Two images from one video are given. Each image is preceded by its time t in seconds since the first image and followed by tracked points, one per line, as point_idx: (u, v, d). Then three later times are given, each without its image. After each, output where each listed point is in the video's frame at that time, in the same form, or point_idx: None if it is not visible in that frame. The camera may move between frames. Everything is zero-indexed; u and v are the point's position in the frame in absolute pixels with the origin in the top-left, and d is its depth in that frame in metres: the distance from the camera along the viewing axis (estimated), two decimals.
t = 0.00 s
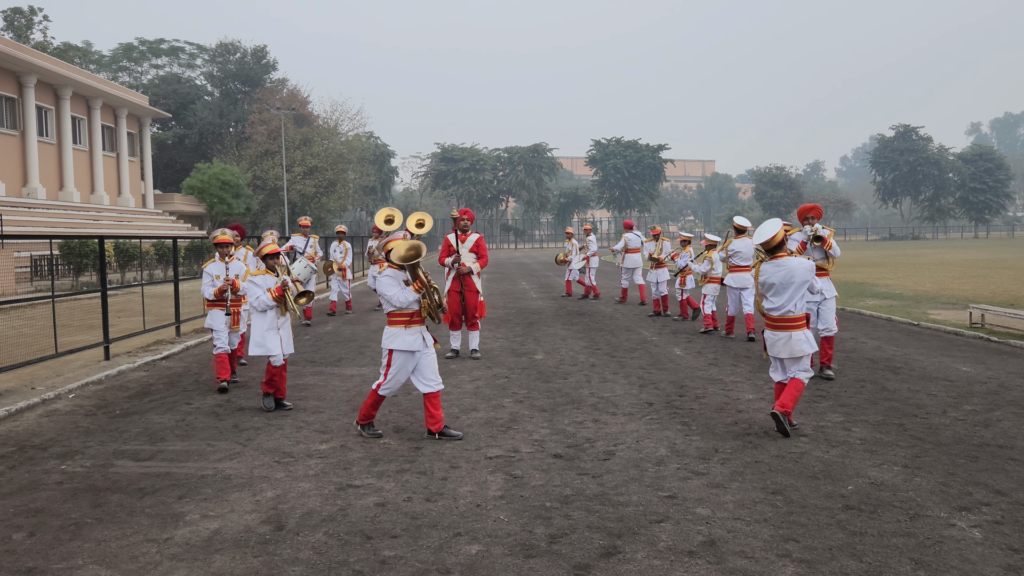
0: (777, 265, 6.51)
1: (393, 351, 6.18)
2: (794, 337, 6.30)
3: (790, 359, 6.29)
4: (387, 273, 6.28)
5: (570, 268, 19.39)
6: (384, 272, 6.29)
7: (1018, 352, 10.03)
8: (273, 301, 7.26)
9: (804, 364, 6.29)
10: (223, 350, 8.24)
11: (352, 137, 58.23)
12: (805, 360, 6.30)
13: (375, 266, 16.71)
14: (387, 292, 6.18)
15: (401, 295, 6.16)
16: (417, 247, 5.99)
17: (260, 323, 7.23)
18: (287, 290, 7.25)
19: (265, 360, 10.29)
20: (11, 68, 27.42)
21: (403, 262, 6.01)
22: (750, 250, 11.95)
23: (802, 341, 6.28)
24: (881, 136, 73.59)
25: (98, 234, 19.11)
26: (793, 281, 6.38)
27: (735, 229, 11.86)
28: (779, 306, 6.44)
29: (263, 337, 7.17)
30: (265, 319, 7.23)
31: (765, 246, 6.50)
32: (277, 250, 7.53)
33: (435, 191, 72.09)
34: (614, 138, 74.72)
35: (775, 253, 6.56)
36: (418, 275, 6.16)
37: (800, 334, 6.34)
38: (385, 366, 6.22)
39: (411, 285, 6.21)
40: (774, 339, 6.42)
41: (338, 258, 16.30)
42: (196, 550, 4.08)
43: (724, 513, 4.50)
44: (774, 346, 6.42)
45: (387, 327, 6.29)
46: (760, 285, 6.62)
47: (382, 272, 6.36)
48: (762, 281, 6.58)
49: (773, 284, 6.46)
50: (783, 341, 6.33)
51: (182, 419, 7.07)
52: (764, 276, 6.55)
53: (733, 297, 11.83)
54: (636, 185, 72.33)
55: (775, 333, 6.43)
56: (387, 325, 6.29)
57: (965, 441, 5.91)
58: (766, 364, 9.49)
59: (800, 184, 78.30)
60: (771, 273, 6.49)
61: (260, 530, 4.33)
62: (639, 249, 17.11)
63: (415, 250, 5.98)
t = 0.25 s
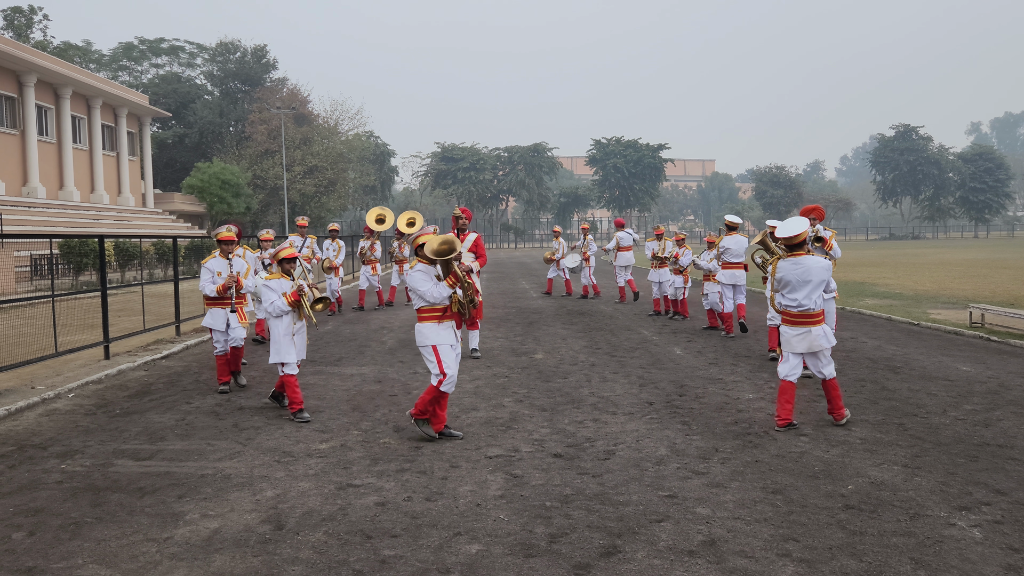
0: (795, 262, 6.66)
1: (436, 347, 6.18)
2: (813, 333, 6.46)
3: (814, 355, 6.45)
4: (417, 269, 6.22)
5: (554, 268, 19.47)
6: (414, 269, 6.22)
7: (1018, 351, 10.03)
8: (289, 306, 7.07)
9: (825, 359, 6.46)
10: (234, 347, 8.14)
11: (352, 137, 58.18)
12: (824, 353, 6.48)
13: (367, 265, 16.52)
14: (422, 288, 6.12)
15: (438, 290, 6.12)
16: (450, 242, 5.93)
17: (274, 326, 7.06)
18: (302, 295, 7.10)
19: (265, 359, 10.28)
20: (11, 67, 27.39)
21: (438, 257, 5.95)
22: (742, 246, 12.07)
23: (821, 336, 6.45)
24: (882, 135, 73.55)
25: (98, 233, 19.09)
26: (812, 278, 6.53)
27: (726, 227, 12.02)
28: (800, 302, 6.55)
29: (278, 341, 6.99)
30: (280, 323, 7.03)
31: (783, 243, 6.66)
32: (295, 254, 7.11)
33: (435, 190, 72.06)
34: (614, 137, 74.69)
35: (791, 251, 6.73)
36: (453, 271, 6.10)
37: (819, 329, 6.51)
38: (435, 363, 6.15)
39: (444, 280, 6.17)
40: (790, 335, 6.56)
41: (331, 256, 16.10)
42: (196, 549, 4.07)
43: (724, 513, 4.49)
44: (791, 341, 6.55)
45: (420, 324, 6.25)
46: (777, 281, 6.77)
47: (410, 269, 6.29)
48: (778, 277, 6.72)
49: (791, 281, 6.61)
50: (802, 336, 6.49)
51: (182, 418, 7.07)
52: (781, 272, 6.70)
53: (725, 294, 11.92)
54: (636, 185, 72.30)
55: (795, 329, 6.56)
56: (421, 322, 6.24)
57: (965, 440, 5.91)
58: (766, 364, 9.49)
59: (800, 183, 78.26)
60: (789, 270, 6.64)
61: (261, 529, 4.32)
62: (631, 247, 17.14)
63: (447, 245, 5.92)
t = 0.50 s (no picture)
0: (822, 262, 6.81)
1: (468, 351, 5.97)
2: (841, 331, 6.61)
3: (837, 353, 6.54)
4: (447, 271, 5.99)
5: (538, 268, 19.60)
6: (444, 271, 6.00)
7: (1018, 351, 10.04)
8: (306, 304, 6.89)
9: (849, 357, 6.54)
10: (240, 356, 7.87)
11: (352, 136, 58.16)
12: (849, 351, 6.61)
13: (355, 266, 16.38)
14: (454, 292, 5.91)
15: (471, 294, 5.91)
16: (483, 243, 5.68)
17: (290, 325, 6.85)
18: (322, 294, 6.94)
19: (266, 358, 10.30)
20: (11, 67, 27.39)
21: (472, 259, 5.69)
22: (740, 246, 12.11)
23: (848, 334, 6.60)
24: (882, 135, 73.57)
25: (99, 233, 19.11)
26: (839, 277, 6.71)
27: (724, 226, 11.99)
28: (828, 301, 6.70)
29: (293, 341, 6.79)
30: (297, 321, 6.84)
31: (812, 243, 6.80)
32: (314, 250, 7.04)
33: (435, 189, 72.08)
34: (615, 136, 74.70)
35: (819, 251, 6.87)
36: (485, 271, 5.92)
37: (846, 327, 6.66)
38: (467, 369, 5.93)
39: (475, 281, 5.97)
40: (816, 334, 6.69)
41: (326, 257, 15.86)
42: (196, 549, 4.07)
43: (724, 512, 4.49)
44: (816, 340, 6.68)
45: (449, 328, 6.03)
46: (804, 281, 6.91)
47: (439, 271, 6.06)
48: (805, 277, 6.87)
49: (818, 281, 6.76)
50: (829, 335, 6.61)
51: (182, 418, 7.07)
52: (808, 272, 6.84)
53: (723, 293, 11.86)
54: (637, 184, 72.32)
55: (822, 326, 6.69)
56: (450, 326, 6.03)
57: (965, 440, 5.91)
58: (766, 363, 9.48)
59: (800, 183, 78.26)
60: (817, 270, 6.78)
61: (260, 529, 4.32)
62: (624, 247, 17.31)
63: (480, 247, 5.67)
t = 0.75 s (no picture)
0: (842, 258, 6.89)
1: (505, 349, 5.96)
2: (853, 327, 6.70)
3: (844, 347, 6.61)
4: (481, 270, 6.00)
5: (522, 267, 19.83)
6: (478, 270, 6.01)
7: (1018, 351, 10.04)
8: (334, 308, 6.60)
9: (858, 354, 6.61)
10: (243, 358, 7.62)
11: (353, 136, 58.15)
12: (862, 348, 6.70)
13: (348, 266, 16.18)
14: (491, 290, 5.92)
15: (507, 291, 5.95)
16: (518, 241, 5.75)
17: (319, 331, 6.61)
18: (350, 297, 6.62)
19: (267, 358, 10.33)
20: (11, 67, 27.40)
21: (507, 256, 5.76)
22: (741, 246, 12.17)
23: (861, 330, 6.67)
24: (882, 135, 73.55)
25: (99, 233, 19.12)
26: (858, 274, 6.77)
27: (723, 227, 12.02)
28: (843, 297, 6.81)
29: (321, 349, 6.56)
30: (326, 327, 6.60)
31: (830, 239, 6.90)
32: (336, 252, 6.61)
33: (435, 189, 72.11)
34: (615, 137, 74.71)
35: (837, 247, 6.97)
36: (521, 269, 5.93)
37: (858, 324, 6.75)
38: (502, 367, 5.93)
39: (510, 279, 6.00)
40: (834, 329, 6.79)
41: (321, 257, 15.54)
42: (196, 549, 4.07)
43: (725, 513, 4.49)
44: (832, 335, 6.81)
45: (483, 327, 6.03)
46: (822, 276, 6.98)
47: (471, 270, 6.06)
48: (825, 272, 6.92)
49: (837, 277, 6.85)
50: (844, 330, 6.72)
51: (183, 417, 7.07)
52: (827, 268, 6.91)
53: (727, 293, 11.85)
54: (637, 184, 72.34)
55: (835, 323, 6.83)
56: (485, 325, 6.03)
57: (966, 440, 5.91)
58: (766, 363, 9.49)
59: (800, 183, 78.26)
60: (836, 266, 6.86)
61: (260, 529, 4.32)
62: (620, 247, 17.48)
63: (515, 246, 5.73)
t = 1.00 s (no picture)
0: (848, 261, 7.26)
1: (533, 347, 5.99)
2: (864, 327, 6.99)
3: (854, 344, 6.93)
4: (517, 268, 5.97)
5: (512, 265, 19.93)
6: (514, 267, 5.96)
7: (1018, 351, 10.04)
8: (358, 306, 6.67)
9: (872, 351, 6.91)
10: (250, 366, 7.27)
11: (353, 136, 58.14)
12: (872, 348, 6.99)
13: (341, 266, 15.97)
14: (527, 288, 5.92)
15: (542, 290, 5.96)
16: (553, 239, 5.74)
17: (342, 330, 6.60)
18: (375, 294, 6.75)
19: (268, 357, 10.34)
20: (11, 66, 27.40)
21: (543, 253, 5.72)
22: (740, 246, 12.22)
23: (872, 330, 6.96)
24: (882, 135, 73.51)
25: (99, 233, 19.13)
26: (865, 276, 7.15)
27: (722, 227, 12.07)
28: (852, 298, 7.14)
29: (345, 346, 6.53)
30: (351, 326, 6.62)
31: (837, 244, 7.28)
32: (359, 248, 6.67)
33: (436, 189, 72.10)
34: (615, 136, 74.68)
35: (845, 251, 7.33)
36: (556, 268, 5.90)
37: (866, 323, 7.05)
38: (519, 368, 5.93)
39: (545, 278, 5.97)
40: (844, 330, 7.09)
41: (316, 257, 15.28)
42: (196, 548, 4.07)
43: (725, 512, 4.49)
44: (844, 336, 7.08)
45: (514, 324, 6.02)
46: (830, 278, 7.35)
47: (507, 266, 5.99)
48: (832, 275, 7.32)
49: (845, 279, 7.21)
50: (855, 331, 7.00)
51: (183, 417, 7.06)
52: (834, 270, 7.29)
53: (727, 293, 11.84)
54: (637, 184, 72.31)
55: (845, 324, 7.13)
56: (517, 322, 6.01)
57: (966, 440, 5.91)
58: (766, 363, 9.49)
59: (800, 182, 78.23)
60: (844, 269, 7.23)
61: (260, 528, 4.32)
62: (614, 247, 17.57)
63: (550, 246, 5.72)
